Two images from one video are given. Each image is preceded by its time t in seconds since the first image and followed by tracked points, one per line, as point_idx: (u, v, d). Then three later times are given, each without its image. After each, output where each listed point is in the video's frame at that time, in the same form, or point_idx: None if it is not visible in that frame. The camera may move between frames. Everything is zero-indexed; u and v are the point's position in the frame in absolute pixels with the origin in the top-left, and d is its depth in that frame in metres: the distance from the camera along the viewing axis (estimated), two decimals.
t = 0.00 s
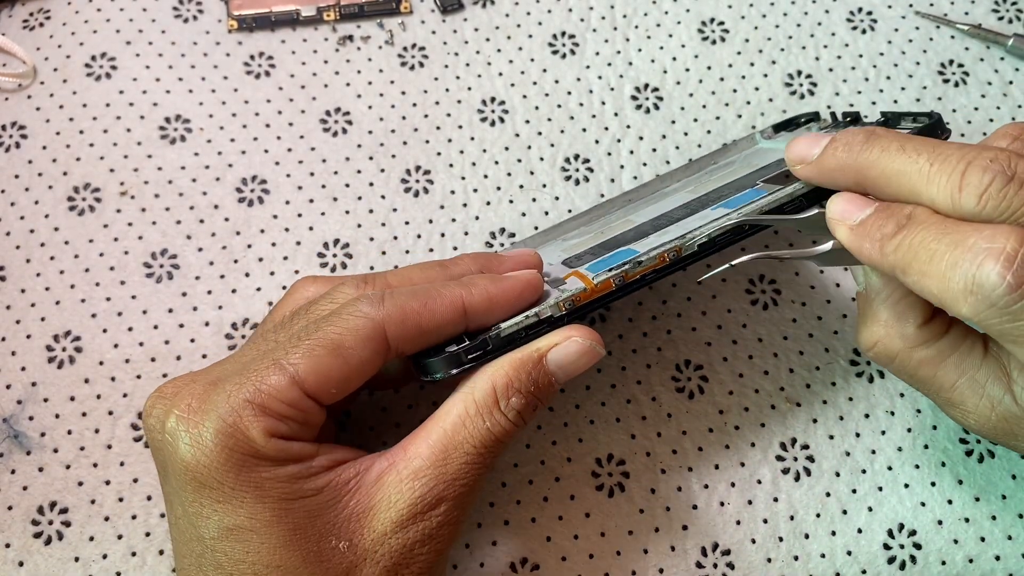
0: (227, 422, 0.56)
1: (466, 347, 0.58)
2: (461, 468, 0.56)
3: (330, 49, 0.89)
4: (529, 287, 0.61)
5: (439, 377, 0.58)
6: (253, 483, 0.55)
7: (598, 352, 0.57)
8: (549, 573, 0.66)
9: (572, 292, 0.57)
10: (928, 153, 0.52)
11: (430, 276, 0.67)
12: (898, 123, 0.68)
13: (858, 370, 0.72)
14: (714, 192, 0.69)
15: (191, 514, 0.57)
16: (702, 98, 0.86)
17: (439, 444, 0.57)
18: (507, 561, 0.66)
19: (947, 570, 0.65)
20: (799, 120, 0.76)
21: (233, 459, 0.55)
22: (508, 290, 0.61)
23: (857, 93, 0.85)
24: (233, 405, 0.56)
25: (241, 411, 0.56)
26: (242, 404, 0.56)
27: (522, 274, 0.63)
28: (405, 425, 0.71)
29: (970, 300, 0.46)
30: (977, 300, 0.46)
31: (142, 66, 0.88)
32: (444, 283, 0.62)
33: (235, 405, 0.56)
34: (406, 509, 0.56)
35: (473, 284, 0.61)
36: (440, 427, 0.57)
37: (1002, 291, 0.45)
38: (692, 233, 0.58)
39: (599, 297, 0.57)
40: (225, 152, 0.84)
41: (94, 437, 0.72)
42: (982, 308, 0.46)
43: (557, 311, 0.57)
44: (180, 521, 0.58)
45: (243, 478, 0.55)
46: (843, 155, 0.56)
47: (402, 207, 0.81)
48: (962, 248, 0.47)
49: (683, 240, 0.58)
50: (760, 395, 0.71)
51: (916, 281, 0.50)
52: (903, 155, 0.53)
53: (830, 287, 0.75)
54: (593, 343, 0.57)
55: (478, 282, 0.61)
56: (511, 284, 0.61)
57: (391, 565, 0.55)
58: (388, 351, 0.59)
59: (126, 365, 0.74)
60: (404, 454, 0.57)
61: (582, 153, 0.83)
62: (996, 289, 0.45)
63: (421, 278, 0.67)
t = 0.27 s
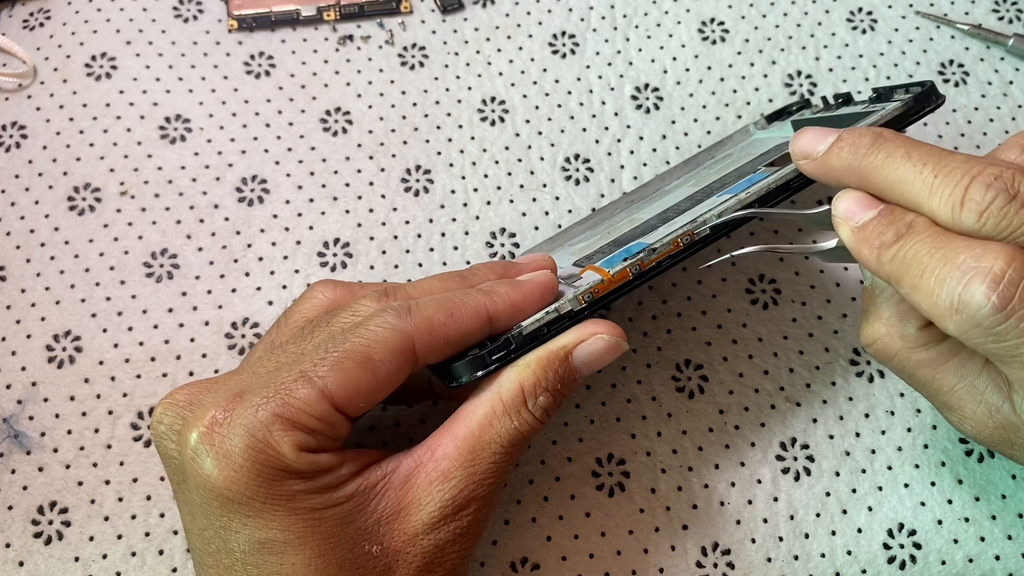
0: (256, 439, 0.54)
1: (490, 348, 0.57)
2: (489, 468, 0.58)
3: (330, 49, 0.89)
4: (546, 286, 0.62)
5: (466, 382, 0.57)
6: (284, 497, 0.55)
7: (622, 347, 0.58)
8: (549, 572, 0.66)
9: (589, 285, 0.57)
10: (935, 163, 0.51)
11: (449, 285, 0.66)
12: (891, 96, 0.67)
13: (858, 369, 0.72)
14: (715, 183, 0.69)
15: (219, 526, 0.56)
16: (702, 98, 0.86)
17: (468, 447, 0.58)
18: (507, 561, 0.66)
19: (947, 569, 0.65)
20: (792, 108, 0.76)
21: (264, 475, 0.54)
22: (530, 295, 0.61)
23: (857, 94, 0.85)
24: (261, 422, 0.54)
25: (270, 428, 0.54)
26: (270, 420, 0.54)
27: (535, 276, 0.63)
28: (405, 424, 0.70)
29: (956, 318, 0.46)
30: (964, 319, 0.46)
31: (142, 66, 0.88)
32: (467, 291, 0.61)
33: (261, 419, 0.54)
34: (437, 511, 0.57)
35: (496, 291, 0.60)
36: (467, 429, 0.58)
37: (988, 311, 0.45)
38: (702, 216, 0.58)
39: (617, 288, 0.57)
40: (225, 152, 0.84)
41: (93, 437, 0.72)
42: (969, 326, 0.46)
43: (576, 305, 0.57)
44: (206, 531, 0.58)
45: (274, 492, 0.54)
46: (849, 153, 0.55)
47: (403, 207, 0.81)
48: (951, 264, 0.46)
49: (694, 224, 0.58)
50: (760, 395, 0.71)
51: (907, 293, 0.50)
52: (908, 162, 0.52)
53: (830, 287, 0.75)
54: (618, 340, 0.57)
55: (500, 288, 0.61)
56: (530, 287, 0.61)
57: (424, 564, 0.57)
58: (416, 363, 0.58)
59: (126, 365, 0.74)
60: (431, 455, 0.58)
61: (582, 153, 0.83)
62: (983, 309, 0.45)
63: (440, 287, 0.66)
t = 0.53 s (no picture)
0: (256, 434, 0.54)
1: (486, 348, 0.58)
2: (488, 463, 0.58)
3: (330, 49, 0.89)
4: (543, 288, 0.62)
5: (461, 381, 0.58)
6: (284, 493, 0.55)
7: (620, 348, 0.58)
8: (549, 572, 0.66)
9: (586, 285, 0.57)
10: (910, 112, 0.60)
11: (450, 288, 0.66)
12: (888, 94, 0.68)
13: (858, 369, 0.72)
14: (714, 183, 0.69)
15: (219, 522, 0.56)
16: (702, 98, 0.86)
17: (467, 442, 0.58)
18: (507, 561, 0.66)
19: (947, 569, 0.65)
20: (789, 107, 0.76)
21: (264, 471, 0.54)
22: (529, 297, 0.61)
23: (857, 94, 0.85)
24: (260, 418, 0.54)
25: (270, 423, 0.54)
26: (270, 416, 0.54)
27: (535, 277, 0.63)
28: (405, 424, 0.70)
29: (973, 180, 0.49)
30: (981, 176, 0.48)
31: (142, 66, 0.88)
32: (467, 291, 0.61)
33: (260, 415, 0.54)
34: (435, 505, 0.57)
35: (496, 292, 0.60)
36: (467, 424, 0.58)
37: (1000, 166, 0.48)
38: (699, 216, 0.59)
39: (613, 288, 0.57)
40: (225, 152, 0.84)
41: (93, 437, 0.72)
42: (987, 185, 0.48)
43: (573, 305, 0.57)
44: (206, 527, 0.58)
45: (273, 488, 0.54)
46: (830, 110, 0.63)
47: (403, 207, 0.81)
48: (954, 148, 0.50)
49: (691, 224, 0.58)
50: (760, 394, 0.71)
51: (918, 190, 0.52)
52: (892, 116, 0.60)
53: (829, 286, 0.75)
54: (616, 341, 0.58)
55: (499, 290, 0.61)
56: (528, 289, 0.61)
57: (424, 557, 0.58)
58: (415, 361, 0.58)
59: (126, 365, 0.74)
60: (429, 450, 0.58)
61: (582, 153, 0.83)
62: (996, 167, 0.48)
63: (440, 288, 0.66)
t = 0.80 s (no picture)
0: (254, 432, 0.54)
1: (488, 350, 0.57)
2: (488, 464, 0.58)
3: (330, 48, 0.89)
4: (543, 290, 0.62)
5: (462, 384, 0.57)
6: (282, 490, 0.55)
7: (620, 351, 0.58)
8: (549, 572, 0.66)
9: (586, 286, 0.57)
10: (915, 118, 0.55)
11: (449, 288, 0.66)
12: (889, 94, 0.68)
13: (858, 369, 0.72)
14: (714, 183, 0.69)
15: (218, 519, 0.56)
16: (702, 98, 0.86)
17: (467, 442, 0.58)
18: (507, 561, 0.66)
19: (947, 569, 0.65)
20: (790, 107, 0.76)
21: (262, 469, 0.54)
22: (529, 299, 0.61)
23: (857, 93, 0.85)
24: (259, 415, 0.54)
25: (269, 421, 0.54)
26: (268, 414, 0.54)
27: (535, 279, 0.63)
28: (405, 425, 0.70)
29: (974, 198, 0.46)
30: (981, 194, 0.46)
31: (142, 66, 0.88)
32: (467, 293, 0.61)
33: (259, 413, 0.54)
34: (434, 505, 0.57)
35: (495, 294, 0.60)
36: (466, 423, 0.58)
37: (999, 179, 0.45)
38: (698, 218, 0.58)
39: (613, 290, 0.57)
40: (225, 152, 0.84)
41: (93, 437, 0.72)
42: (988, 202, 0.46)
43: (573, 307, 0.57)
44: (204, 525, 0.58)
45: (272, 486, 0.54)
46: (830, 119, 0.58)
47: (403, 207, 0.81)
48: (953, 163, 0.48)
49: (692, 226, 0.58)
50: (760, 395, 0.71)
51: (915, 210, 0.50)
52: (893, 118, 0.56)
53: (829, 286, 0.75)
54: (617, 344, 0.58)
55: (499, 292, 0.61)
56: (529, 291, 0.61)
57: (422, 557, 0.58)
58: (413, 361, 0.58)
59: (126, 365, 0.74)
60: (429, 450, 0.58)
61: (582, 153, 0.83)
62: (994, 180, 0.45)
63: (440, 289, 0.66)
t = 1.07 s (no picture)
0: (252, 431, 0.54)
1: (488, 354, 0.58)
2: (485, 465, 0.58)
3: (330, 48, 0.89)
4: (543, 292, 0.62)
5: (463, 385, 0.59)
6: (279, 490, 0.55)
7: (620, 355, 0.58)
8: (549, 572, 0.66)
9: (586, 289, 0.59)
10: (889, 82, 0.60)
11: (449, 289, 0.66)
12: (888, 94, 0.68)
13: (858, 369, 0.72)
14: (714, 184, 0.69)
15: (215, 518, 0.56)
16: (702, 97, 0.86)
17: (465, 443, 0.58)
18: (507, 561, 0.66)
19: (947, 569, 0.65)
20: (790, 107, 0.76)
21: (260, 468, 0.54)
22: (529, 301, 0.61)
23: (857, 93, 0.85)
24: (256, 414, 0.54)
25: (266, 420, 0.54)
26: (266, 413, 0.54)
27: (534, 280, 0.63)
28: (405, 425, 0.70)
29: (958, 143, 0.49)
30: (967, 139, 0.48)
31: (141, 65, 0.88)
32: (466, 294, 0.61)
33: (257, 412, 0.54)
34: (431, 506, 0.57)
35: (495, 296, 0.60)
36: (465, 424, 0.58)
37: (985, 123, 0.47)
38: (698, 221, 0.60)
39: (612, 292, 0.59)
40: (225, 152, 0.84)
41: (93, 437, 0.72)
42: (973, 148, 0.48)
43: (573, 310, 0.59)
44: (202, 523, 0.58)
45: (269, 485, 0.54)
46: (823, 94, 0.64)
47: (403, 206, 0.81)
48: (937, 106, 0.50)
49: (691, 228, 0.60)
50: (760, 394, 0.71)
51: (900, 150, 0.52)
52: (873, 85, 0.61)
53: (829, 286, 0.75)
54: (616, 347, 0.58)
55: (498, 294, 0.61)
56: (529, 293, 0.61)
57: (419, 558, 0.58)
58: (412, 361, 0.58)
59: (126, 365, 0.74)
60: (427, 452, 0.58)
61: (582, 153, 0.83)
62: (980, 125, 0.48)
63: (439, 289, 0.66)
